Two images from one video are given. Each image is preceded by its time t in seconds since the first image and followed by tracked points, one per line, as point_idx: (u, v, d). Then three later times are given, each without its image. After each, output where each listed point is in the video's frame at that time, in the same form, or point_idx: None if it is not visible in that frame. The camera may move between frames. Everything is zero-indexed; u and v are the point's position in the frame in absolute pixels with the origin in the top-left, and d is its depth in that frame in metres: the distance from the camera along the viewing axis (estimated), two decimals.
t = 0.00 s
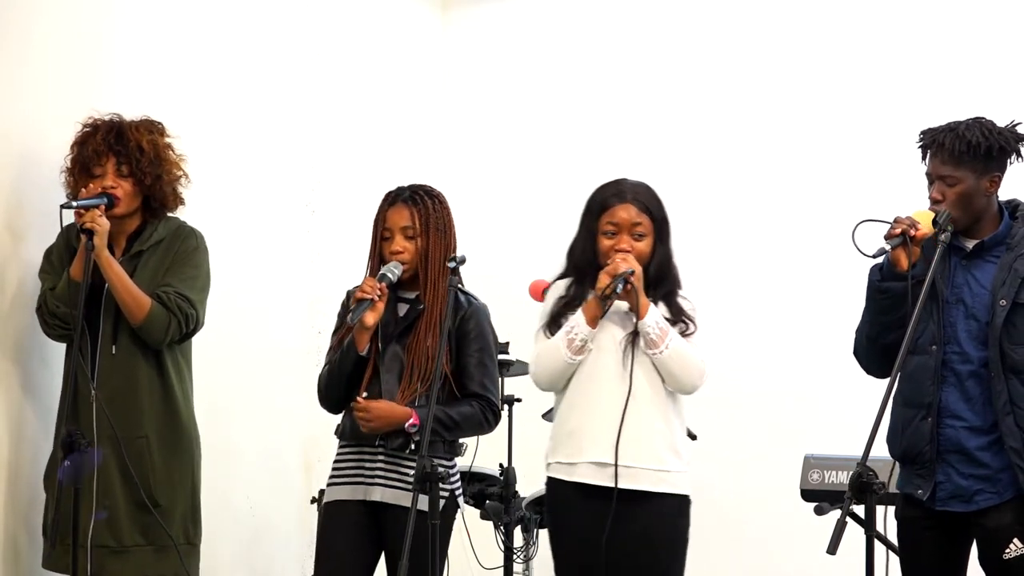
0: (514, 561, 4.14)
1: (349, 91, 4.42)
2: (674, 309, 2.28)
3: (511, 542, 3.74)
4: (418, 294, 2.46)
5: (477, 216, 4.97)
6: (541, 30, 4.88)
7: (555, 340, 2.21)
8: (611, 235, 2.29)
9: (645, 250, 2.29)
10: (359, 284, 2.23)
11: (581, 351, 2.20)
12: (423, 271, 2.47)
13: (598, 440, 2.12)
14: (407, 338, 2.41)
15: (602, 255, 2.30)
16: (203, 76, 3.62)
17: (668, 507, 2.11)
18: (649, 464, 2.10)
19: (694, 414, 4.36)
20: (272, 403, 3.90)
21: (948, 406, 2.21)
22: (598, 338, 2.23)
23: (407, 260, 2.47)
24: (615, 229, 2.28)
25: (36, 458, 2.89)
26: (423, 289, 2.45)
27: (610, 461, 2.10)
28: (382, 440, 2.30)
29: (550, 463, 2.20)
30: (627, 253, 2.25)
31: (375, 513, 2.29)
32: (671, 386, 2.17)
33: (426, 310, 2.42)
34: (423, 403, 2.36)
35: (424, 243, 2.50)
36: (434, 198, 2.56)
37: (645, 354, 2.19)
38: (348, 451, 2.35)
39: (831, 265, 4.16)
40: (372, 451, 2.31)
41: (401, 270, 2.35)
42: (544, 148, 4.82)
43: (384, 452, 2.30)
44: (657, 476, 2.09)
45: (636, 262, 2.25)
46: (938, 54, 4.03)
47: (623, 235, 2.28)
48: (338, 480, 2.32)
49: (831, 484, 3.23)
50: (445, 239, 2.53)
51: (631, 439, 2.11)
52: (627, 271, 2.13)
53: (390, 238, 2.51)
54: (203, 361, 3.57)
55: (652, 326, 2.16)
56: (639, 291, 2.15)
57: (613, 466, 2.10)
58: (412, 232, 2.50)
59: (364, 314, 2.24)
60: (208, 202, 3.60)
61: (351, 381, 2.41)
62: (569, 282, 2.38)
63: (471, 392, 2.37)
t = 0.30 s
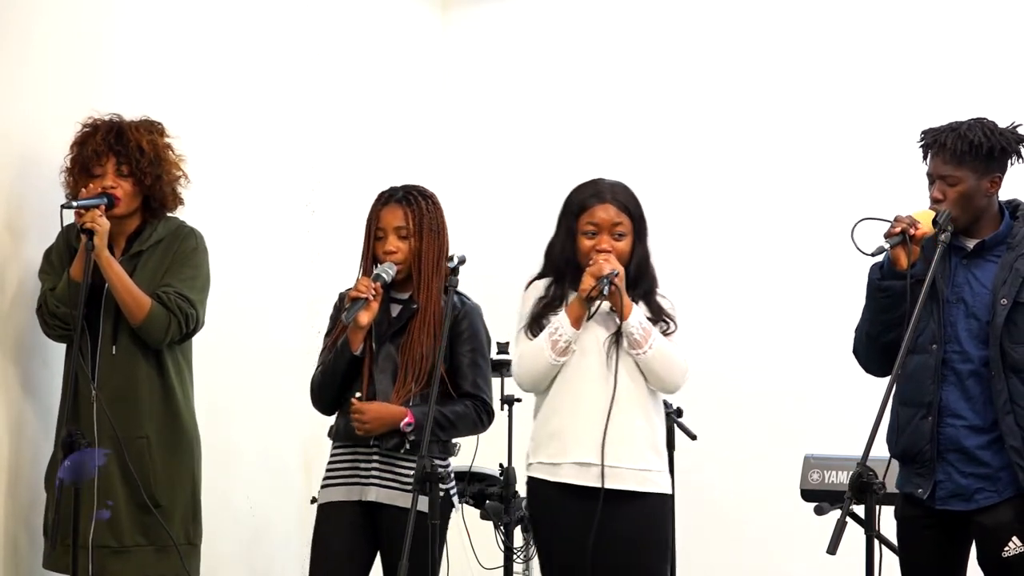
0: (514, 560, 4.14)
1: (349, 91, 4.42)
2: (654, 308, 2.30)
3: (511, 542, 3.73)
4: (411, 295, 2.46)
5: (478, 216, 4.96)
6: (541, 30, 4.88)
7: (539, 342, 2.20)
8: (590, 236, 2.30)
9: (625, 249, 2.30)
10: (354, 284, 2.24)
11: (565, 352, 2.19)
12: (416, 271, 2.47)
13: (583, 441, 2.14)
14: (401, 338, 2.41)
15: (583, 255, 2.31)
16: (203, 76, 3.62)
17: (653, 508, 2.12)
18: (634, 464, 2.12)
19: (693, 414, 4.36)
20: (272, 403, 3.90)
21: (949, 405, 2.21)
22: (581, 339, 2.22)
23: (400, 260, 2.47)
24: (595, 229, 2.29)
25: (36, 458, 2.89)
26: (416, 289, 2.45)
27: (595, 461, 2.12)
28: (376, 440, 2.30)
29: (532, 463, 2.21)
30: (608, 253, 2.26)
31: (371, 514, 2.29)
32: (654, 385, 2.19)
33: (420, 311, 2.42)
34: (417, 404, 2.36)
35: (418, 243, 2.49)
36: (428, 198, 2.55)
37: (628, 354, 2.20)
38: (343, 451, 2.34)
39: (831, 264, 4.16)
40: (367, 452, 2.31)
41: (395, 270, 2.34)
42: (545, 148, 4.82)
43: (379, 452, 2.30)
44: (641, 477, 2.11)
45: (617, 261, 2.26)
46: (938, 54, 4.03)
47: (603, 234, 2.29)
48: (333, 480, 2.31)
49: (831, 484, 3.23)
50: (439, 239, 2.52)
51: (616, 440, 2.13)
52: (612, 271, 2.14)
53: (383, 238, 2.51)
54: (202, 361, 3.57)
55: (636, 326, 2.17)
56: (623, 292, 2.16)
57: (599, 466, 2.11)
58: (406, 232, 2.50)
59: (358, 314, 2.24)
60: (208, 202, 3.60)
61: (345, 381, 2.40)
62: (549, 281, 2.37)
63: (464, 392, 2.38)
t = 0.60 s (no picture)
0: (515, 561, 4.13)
1: (349, 91, 4.42)
2: (641, 309, 2.31)
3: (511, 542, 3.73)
4: (396, 295, 2.45)
5: (477, 216, 4.97)
6: (541, 30, 4.88)
7: (530, 343, 2.19)
8: (579, 236, 2.30)
9: (614, 249, 2.30)
10: (335, 283, 2.27)
11: (556, 354, 2.18)
12: (401, 271, 2.46)
13: (573, 442, 2.14)
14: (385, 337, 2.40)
15: (572, 256, 2.31)
16: (203, 76, 3.62)
17: (642, 508, 2.13)
18: (624, 464, 2.12)
19: (693, 414, 4.36)
20: (272, 403, 3.90)
21: (949, 405, 2.21)
22: (572, 342, 2.23)
23: (385, 260, 2.46)
24: (584, 230, 2.29)
25: (36, 457, 2.88)
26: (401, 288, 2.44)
27: (586, 462, 2.12)
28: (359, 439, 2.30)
29: (522, 464, 2.20)
30: (597, 254, 2.27)
31: (355, 514, 2.27)
32: (643, 386, 2.19)
33: (404, 310, 2.41)
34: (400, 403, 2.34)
35: (403, 243, 2.49)
36: (414, 199, 2.55)
37: (618, 355, 2.20)
38: (328, 451, 2.34)
39: (831, 264, 4.16)
40: (350, 452, 2.30)
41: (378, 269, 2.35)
42: (545, 148, 4.82)
43: (361, 450, 2.29)
44: (631, 477, 2.11)
45: (606, 263, 2.27)
46: (938, 54, 4.03)
47: (592, 235, 2.29)
48: (317, 482, 2.31)
49: (831, 484, 3.23)
50: (425, 239, 2.51)
51: (607, 441, 2.13)
52: (603, 273, 2.14)
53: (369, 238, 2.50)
54: (202, 360, 3.57)
55: (626, 327, 2.18)
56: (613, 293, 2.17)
57: (589, 467, 2.11)
58: (391, 232, 2.49)
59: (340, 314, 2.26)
60: (208, 202, 3.60)
61: (330, 381, 2.40)
62: (537, 281, 2.36)
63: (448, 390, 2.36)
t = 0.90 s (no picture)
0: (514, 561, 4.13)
1: (349, 91, 4.42)
2: (636, 309, 2.32)
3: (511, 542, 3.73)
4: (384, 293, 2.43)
5: (478, 216, 4.97)
6: (541, 30, 4.88)
7: (528, 344, 2.18)
8: (576, 237, 2.29)
9: (610, 250, 2.31)
10: (322, 285, 2.25)
11: (555, 356, 2.17)
12: (389, 270, 2.44)
13: (574, 443, 2.14)
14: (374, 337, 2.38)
15: (568, 256, 2.31)
16: (203, 76, 3.62)
17: (640, 508, 2.13)
18: (624, 465, 2.13)
19: (693, 414, 4.36)
20: (272, 403, 3.89)
21: (949, 405, 2.21)
22: (570, 344, 2.22)
23: (373, 259, 2.44)
24: (581, 230, 2.29)
25: (36, 458, 2.88)
26: (389, 287, 2.42)
27: (587, 463, 2.12)
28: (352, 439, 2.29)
29: (518, 466, 2.19)
30: (594, 255, 2.27)
31: (348, 514, 2.27)
32: (640, 386, 2.20)
33: (392, 310, 2.39)
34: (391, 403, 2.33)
35: (390, 241, 2.46)
36: (399, 196, 2.52)
37: (616, 357, 2.21)
38: (320, 452, 2.33)
39: (831, 264, 4.16)
40: (342, 453, 2.30)
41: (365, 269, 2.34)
42: (545, 148, 4.82)
43: (353, 451, 2.29)
44: (631, 478, 2.13)
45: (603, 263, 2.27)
46: (939, 55, 4.03)
47: (589, 235, 2.29)
48: (310, 482, 2.30)
49: (831, 484, 3.23)
50: (411, 237, 2.49)
51: (607, 442, 2.14)
52: (603, 276, 2.14)
53: (355, 237, 2.48)
54: (202, 360, 3.57)
55: (624, 329, 2.18)
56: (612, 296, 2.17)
57: (591, 468, 2.12)
58: (378, 231, 2.47)
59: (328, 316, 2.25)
60: (208, 201, 3.60)
61: (320, 382, 2.39)
62: (532, 281, 2.35)
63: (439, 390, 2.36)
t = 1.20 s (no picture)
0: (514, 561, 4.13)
1: (349, 91, 4.42)
2: (635, 309, 2.32)
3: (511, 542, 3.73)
4: (378, 291, 2.42)
5: (478, 216, 4.97)
6: (541, 30, 4.88)
7: (531, 346, 2.18)
8: (577, 238, 2.29)
9: (610, 251, 2.31)
10: (317, 290, 2.20)
11: (559, 359, 2.17)
12: (383, 268, 2.43)
13: (579, 445, 2.14)
14: (372, 336, 2.37)
15: (569, 257, 2.30)
16: (203, 76, 3.62)
17: (642, 509, 2.14)
18: (628, 466, 2.13)
19: (693, 415, 4.36)
20: (272, 403, 3.90)
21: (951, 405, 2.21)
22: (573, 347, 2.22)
23: (365, 257, 2.43)
24: (582, 231, 2.29)
25: (36, 458, 2.88)
26: (384, 285, 2.41)
27: (592, 465, 2.12)
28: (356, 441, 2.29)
29: (522, 468, 2.19)
30: (596, 255, 2.27)
31: (351, 515, 2.27)
32: (640, 385, 2.21)
33: (388, 308, 2.38)
34: (392, 401, 2.33)
35: (382, 237, 2.45)
36: (388, 192, 2.51)
37: (618, 358, 2.21)
38: (322, 455, 2.32)
39: (831, 264, 4.16)
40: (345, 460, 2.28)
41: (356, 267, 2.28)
42: (545, 148, 4.82)
43: (358, 454, 2.28)
44: (634, 478, 2.13)
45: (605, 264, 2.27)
46: (938, 55, 4.03)
47: (590, 236, 2.28)
48: (313, 484, 2.30)
49: (831, 484, 3.23)
50: (402, 233, 2.48)
51: (612, 443, 2.14)
52: (608, 280, 2.13)
53: (346, 235, 2.46)
54: (201, 360, 3.56)
55: (627, 331, 2.18)
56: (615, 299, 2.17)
57: (595, 470, 2.12)
58: (369, 228, 2.46)
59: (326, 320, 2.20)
60: (208, 201, 3.60)
61: (319, 384, 2.36)
62: (533, 281, 2.35)
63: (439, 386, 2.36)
